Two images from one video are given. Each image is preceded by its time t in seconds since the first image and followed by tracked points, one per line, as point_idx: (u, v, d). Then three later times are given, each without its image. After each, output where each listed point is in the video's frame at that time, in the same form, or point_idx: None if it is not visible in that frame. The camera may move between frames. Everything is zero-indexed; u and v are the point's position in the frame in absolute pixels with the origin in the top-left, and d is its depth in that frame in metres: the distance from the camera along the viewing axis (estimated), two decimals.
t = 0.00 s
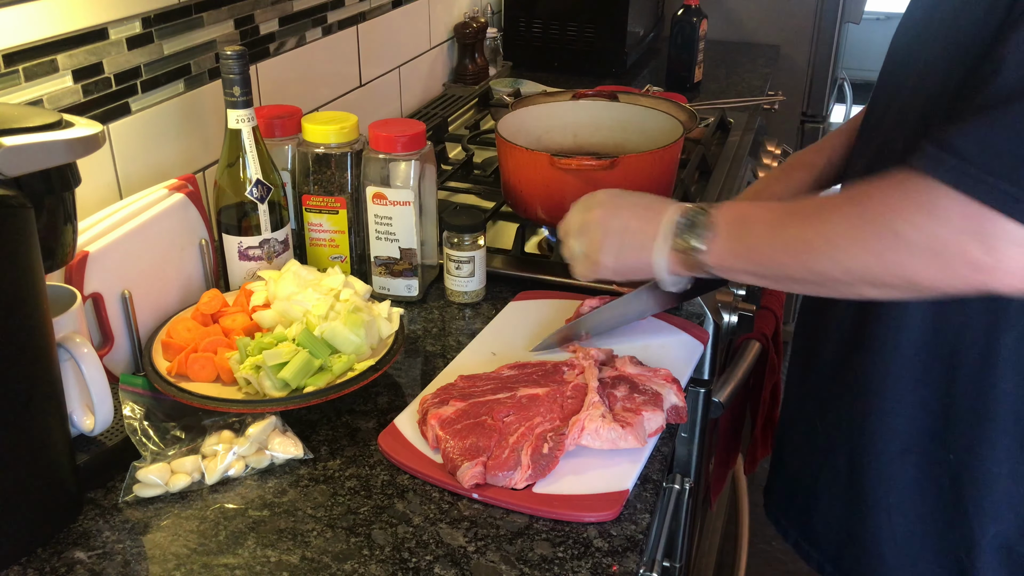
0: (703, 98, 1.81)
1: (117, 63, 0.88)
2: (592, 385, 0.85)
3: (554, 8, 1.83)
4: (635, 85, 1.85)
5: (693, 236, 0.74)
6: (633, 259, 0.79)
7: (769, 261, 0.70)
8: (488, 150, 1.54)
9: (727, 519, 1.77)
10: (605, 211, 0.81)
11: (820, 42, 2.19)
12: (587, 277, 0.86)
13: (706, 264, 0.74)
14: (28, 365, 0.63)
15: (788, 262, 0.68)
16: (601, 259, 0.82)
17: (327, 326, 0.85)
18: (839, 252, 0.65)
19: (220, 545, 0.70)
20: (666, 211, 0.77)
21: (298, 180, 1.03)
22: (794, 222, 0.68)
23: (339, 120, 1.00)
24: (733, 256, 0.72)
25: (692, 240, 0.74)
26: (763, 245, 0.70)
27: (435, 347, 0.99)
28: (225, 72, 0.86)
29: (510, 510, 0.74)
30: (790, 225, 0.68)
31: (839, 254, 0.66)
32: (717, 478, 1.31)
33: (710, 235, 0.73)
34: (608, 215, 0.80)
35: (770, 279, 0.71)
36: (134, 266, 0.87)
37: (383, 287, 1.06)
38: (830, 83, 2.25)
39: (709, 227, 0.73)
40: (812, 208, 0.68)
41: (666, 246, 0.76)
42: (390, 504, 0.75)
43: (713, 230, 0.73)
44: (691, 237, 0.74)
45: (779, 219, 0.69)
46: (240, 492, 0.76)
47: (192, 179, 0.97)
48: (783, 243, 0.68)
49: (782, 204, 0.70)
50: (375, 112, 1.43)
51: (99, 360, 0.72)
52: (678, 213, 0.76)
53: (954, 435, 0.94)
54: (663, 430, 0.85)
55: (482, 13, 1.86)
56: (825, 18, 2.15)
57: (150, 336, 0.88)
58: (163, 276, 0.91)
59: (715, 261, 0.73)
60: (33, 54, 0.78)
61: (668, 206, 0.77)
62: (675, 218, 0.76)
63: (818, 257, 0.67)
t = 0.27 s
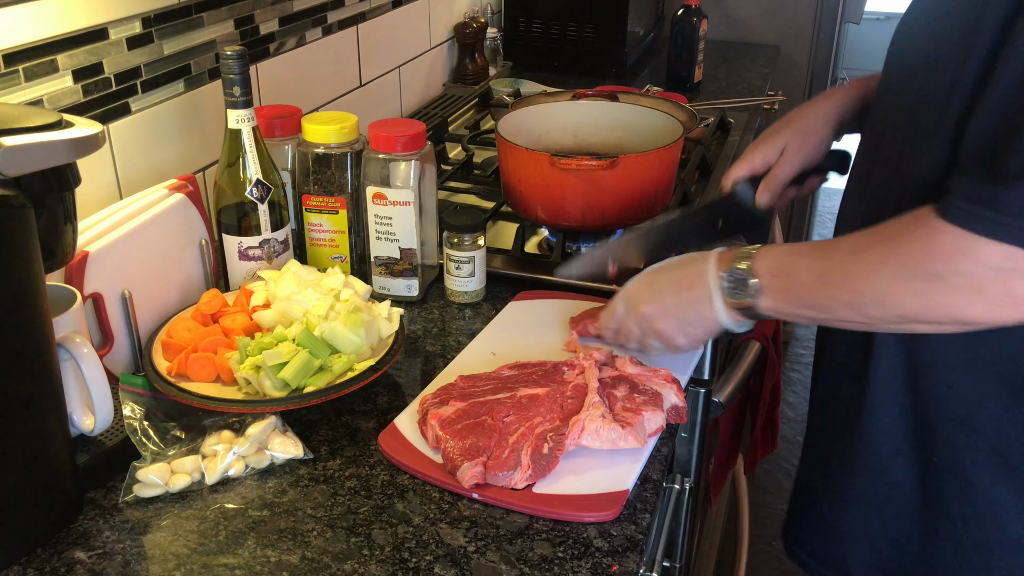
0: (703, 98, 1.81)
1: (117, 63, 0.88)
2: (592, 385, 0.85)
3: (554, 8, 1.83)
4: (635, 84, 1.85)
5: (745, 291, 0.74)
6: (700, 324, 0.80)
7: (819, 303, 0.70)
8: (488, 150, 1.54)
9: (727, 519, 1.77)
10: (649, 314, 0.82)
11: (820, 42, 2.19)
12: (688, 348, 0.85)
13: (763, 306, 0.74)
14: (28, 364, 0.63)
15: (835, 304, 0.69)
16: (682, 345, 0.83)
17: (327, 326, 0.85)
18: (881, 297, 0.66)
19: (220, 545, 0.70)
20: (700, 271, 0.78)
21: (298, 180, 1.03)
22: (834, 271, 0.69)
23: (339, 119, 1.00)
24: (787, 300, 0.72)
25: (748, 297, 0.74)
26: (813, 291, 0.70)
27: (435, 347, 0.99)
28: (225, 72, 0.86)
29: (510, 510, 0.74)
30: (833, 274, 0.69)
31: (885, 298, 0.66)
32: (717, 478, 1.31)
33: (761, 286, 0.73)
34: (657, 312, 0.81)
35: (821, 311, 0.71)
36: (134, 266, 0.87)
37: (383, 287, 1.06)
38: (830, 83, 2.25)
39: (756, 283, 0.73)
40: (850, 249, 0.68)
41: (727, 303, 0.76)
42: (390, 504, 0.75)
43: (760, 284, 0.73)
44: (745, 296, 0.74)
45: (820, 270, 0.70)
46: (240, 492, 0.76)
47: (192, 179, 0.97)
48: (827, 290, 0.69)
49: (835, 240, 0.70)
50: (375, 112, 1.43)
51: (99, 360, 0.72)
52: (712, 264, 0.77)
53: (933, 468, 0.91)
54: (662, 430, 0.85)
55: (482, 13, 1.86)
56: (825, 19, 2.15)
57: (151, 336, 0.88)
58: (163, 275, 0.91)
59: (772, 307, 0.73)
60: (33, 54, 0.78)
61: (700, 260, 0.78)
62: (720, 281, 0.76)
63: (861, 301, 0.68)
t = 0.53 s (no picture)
0: (703, 98, 1.81)
1: (117, 63, 0.88)
2: (592, 385, 0.85)
3: (554, 8, 1.83)
4: (635, 85, 1.85)
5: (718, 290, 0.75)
6: (666, 316, 0.80)
7: (784, 295, 0.70)
8: (488, 150, 1.54)
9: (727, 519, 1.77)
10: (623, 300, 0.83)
11: (820, 42, 2.19)
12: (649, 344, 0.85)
13: (734, 306, 0.74)
14: (29, 364, 0.63)
15: (805, 294, 0.68)
16: (647, 333, 0.83)
17: (327, 326, 0.85)
18: (847, 280, 0.65)
19: (220, 545, 0.70)
20: (680, 267, 0.79)
21: (298, 180, 1.03)
22: (796, 263, 0.69)
23: (339, 120, 1.00)
24: (752, 297, 0.73)
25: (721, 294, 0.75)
26: (776, 283, 0.70)
27: (435, 347, 0.99)
28: (225, 72, 0.86)
29: (510, 510, 0.74)
30: (795, 267, 0.69)
31: (848, 285, 0.66)
32: (717, 478, 1.31)
33: (733, 285, 0.74)
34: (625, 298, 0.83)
35: (791, 313, 0.71)
36: (134, 266, 0.87)
37: (383, 287, 1.06)
38: (830, 83, 2.25)
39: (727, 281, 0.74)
40: (811, 241, 0.68)
41: (701, 304, 0.77)
42: (390, 504, 0.75)
43: (731, 282, 0.74)
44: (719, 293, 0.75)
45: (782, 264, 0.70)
46: (240, 492, 0.76)
47: (192, 179, 0.97)
48: (794, 283, 0.69)
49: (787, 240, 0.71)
50: (375, 112, 1.43)
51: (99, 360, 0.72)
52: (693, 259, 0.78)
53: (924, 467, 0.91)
54: (662, 430, 0.85)
55: (482, 13, 1.86)
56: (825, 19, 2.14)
57: (151, 336, 0.88)
58: (163, 275, 0.91)
59: (741, 306, 0.74)
60: (33, 54, 0.78)
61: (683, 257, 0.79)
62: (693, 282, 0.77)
63: (830, 287, 0.67)
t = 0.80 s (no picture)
0: (703, 98, 1.81)
1: (117, 63, 0.88)
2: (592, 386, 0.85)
3: (554, 8, 1.83)
4: (635, 84, 1.85)
5: (749, 294, 0.79)
6: (705, 335, 0.90)
7: (830, 305, 0.72)
8: (488, 150, 1.54)
9: (727, 519, 1.77)
10: (654, 334, 0.92)
11: (820, 41, 2.19)
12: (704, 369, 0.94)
13: (769, 313, 0.78)
14: (29, 364, 0.63)
15: (854, 304, 0.70)
16: (693, 359, 0.92)
17: (327, 326, 0.85)
18: (903, 293, 0.67)
19: (220, 545, 0.70)
20: (696, 286, 0.89)
21: (298, 180, 1.03)
22: (845, 271, 0.70)
23: (339, 120, 1.00)
24: (791, 303, 0.75)
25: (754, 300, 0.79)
26: (819, 291, 0.72)
27: (435, 347, 0.99)
28: (225, 72, 0.86)
29: (510, 510, 0.75)
30: (844, 275, 0.70)
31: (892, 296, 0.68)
32: (717, 479, 1.31)
33: (766, 289, 0.77)
34: (659, 330, 0.92)
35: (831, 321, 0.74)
36: (134, 266, 0.87)
37: (383, 287, 1.06)
38: (830, 83, 2.25)
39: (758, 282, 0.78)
40: (863, 252, 0.69)
41: (728, 310, 0.86)
42: (390, 504, 0.75)
43: (764, 288, 0.77)
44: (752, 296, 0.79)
45: (829, 269, 0.71)
46: (240, 492, 0.76)
47: (192, 179, 0.97)
48: (842, 291, 0.70)
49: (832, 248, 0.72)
50: (375, 112, 1.43)
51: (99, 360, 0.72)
52: (703, 276, 0.89)
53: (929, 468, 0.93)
54: (662, 430, 0.85)
55: (482, 13, 1.86)
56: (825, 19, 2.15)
57: (151, 336, 0.88)
58: (162, 275, 0.91)
59: (775, 311, 0.77)
60: (33, 54, 0.78)
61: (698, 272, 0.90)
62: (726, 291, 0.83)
63: (883, 297, 0.68)
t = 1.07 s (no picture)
0: (703, 98, 1.81)
1: (117, 63, 0.88)
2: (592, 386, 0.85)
3: (554, 8, 1.83)
4: (635, 85, 1.85)
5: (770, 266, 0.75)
6: (703, 303, 0.81)
7: (852, 291, 0.70)
8: (488, 150, 1.54)
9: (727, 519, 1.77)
10: (659, 289, 0.85)
11: (820, 42, 2.19)
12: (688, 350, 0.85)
13: (784, 300, 0.75)
14: (29, 364, 0.63)
15: (880, 295, 0.69)
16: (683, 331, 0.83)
17: (327, 326, 0.85)
18: (933, 287, 0.66)
19: (220, 545, 0.70)
20: (721, 267, 0.82)
21: (298, 180, 1.03)
22: (876, 260, 0.69)
23: (339, 120, 1.00)
24: (811, 291, 0.73)
25: (771, 272, 0.75)
26: (844, 278, 0.71)
27: (435, 347, 0.99)
28: (225, 72, 0.86)
29: (510, 510, 0.74)
30: (874, 264, 0.69)
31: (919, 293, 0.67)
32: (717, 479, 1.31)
33: (788, 275, 0.74)
34: (666, 285, 0.85)
35: (846, 312, 0.72)
36: (134, 265, 0.87)
37: (383, 287, 1.06)
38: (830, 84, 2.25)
39: (787, 260, 0.75)
40: (899, 246, 0.68)
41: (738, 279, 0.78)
42: (390, 504, 0.75)
43: (788, 270, 0.74)
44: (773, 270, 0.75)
45: (860, 256, 0.70)
46: (240, 492, 0.76)
47: (192, 179, 0.97)
48: (868, 279, 0.69)
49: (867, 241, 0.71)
50: (375, 112, 1.43)
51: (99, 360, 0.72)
52: (732, 258, 0.81)
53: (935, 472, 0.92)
54: (662, 430, 0.85)
55: (482, 13, 1.86)
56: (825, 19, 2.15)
57: (150, 336, 0.88)
58: (162, 275, 0.91)
59: (792, 297, 0.74)
60: (33, 54, 0.78)
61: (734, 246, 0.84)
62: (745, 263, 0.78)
63: (911, 290, 0.67)
